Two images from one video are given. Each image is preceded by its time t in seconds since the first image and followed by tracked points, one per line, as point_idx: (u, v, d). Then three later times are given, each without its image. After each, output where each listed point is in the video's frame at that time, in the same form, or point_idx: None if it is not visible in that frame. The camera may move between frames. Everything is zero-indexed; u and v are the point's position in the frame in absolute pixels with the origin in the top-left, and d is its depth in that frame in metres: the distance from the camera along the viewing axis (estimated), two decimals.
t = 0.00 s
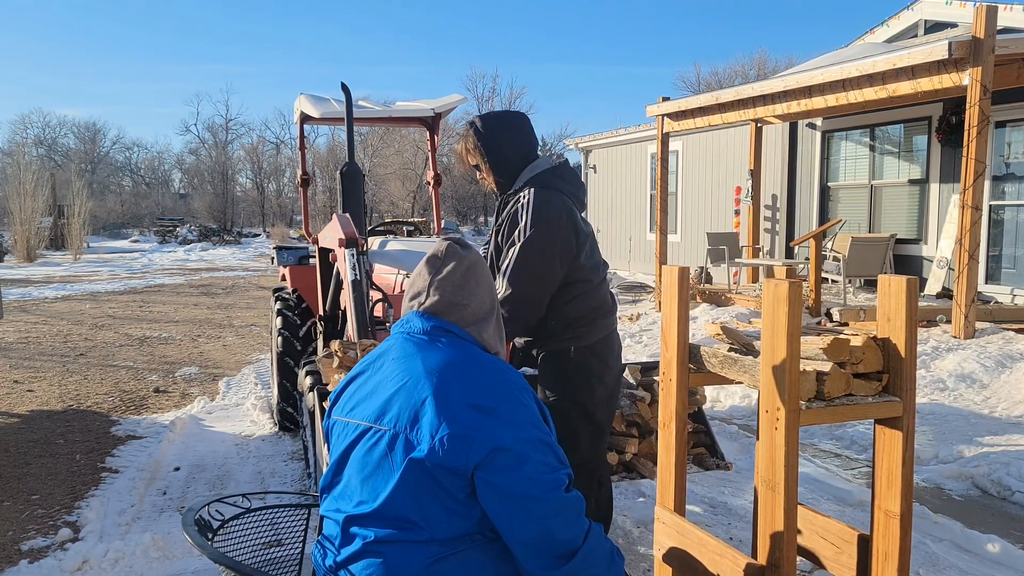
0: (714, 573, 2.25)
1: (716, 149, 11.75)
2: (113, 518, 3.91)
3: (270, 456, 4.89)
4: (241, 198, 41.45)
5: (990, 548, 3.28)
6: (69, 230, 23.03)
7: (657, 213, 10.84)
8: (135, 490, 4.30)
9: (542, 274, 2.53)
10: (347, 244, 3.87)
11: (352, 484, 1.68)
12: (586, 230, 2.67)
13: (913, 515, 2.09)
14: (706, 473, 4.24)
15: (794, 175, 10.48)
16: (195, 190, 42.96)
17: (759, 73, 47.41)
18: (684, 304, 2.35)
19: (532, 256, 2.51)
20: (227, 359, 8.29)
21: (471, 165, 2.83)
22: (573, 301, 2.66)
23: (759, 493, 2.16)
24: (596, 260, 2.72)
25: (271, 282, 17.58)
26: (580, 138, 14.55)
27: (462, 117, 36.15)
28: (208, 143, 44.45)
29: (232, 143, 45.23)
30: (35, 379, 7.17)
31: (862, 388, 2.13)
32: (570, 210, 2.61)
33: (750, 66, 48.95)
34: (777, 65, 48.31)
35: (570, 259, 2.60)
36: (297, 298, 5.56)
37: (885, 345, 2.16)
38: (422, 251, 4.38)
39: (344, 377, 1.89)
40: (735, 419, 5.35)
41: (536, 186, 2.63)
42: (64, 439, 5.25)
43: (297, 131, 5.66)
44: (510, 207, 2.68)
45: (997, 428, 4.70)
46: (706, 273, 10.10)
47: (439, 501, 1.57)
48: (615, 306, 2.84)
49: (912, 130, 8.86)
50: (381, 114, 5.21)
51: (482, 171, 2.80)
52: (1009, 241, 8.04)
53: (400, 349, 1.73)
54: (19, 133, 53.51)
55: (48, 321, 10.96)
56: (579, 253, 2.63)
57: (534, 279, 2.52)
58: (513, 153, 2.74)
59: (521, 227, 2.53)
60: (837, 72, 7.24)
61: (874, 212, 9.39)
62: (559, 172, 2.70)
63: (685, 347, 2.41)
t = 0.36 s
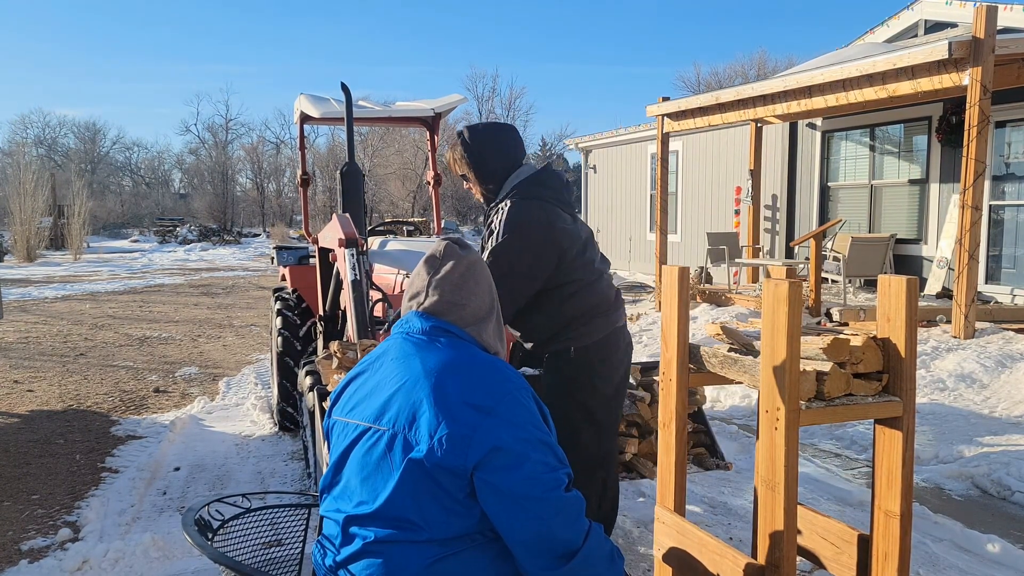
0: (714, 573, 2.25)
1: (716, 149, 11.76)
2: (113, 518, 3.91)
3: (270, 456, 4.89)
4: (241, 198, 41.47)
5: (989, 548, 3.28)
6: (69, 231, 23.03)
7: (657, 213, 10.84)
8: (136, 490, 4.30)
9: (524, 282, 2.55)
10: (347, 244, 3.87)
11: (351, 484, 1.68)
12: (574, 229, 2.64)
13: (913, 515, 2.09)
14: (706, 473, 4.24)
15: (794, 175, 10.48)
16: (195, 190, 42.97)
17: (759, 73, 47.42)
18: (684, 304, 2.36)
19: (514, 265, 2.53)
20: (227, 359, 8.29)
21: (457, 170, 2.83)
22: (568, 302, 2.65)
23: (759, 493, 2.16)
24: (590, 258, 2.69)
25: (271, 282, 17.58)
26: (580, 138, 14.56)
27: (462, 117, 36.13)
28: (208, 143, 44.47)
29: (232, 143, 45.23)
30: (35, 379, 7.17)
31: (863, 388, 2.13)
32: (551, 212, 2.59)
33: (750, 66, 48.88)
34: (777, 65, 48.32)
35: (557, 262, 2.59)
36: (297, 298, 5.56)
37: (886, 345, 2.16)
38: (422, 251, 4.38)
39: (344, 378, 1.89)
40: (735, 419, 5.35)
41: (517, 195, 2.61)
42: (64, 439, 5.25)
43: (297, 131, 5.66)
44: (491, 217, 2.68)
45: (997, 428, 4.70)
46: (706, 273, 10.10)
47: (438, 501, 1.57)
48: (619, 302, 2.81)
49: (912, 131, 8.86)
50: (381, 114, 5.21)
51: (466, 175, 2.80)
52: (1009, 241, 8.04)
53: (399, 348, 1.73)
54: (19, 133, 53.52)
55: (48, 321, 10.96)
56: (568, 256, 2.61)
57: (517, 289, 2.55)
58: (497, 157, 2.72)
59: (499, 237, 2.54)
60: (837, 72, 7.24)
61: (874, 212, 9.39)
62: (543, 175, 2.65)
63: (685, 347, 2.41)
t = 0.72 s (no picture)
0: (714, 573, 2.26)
1: (716, 149, 11.76)
2: (112, 518, 3.91)
3: (270, 457, 4.89)
4: (241, 198, 41.50)
5: (990, 548, 3.28)
6: (69, 231, 23.03)
7: (657, 214, 10.84)
8: (135, 490, 4.30)
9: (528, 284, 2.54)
10: (347, 244, 3.87)
11: (355, 471, 1.68)
12: (574, 231, 2.66)
13: (913, 515, 2.09)
14: (706, 473, 4.24)
15: (794, 175, 10.49)
16: (195, 190, 43.00)
17: (759, 73, 47.43)
18: (685, 304, 2.35)
19: (518, 266, 2.52)
20: (227, 359, 8.29)
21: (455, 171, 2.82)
22: (566, 302, 2.66)
23: (759, 493, 2.16)
24: (589, 259, 2.70)
25: (271, 282, 17.59)
26: (580, 138, 14.56)
27: (462, 117, 36.11)
28: (208, 143, 44.50)
29: (232, 143, 45.24)
30: (35, 379, 7.18)
31: (862, 388, 2.13)
32: (553, 213, 2.60)
33: (750, 66, 48.86)
34: (777, 65, 48.31)
35: (556, 261, 2.61)
36: (297, 298, 5.56)
37: (885, 345, 2.16)
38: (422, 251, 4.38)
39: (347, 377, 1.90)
40: (735, 419, 5.35)
41: (517, 195, 2.61)
42: (64, 439, 5.25)
43: (297, 131, 5.66)
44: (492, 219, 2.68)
45: (997, 428, 4.70)
46: (705, 273, 10.10)
47: (441, 477, 1.57)
48: (614, 304, 2.81)
49: (912, 131, 8.86)
50: (381, 114, 5.21)
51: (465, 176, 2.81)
52: (1009, 241, 8.04)
53: (399, 338, 1.75)
54: (19, 134, 53.53)
55: (48, 321, 10.97)
56: (568, 255, 2.63)
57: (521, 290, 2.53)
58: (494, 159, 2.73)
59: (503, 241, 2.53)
60: (837, 72, 7.24)
61: (874, 212, 9.39)
62: (544, 176, 2.66)
63: (685, 347, 2.41)
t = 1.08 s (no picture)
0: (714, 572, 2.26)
1: (716, 149, 11.75)
2: (112, 518, 3.91)
3: (270, 456, 4.89)
4: (241, 198, 41.48)
5: (990, 548, 3.28)
6: (69, 230, 23.00)
7: (657, 214, 10.84)
8: (135, 490, 4.30)
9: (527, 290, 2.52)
10: (347, 244, 3.86)
11: (347, 458, 1.74)
12: (571, 232, 2.64)
13: (913, 515, 2.09)
14: (706, 473, 4.24)
15: (794, 175, 10.49)
16: (195, 190, 42.96)
17: (759, 73, 47.45)
18: (682, 303, 2.35)
19: (519, 270, 2.51)
20: (227, 359, 8.29)
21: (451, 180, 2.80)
22: (565, 303, 2.66)
23: (758, 492, 2.17)
24: (588, 259, 2.69)
25: (270, 282, 17.58)
26: (580, 138, 14.55)
27: (462, 116, 36.11)
28: (208, 143, 44.48)
29: (232, 143, 45.18)
30: (35, 379, 7.17)
31: (862, 388, 2.13)
32: (548, 216, 2.59)
33: (750, 66, 48.80)
34: (777, 65, 48.28)
35: (553, 265, 2.60)
36: (297, 297, 5.56)
37: (885, 345, 2.16)
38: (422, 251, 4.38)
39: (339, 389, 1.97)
40: (735, 419, 5.35)
41: (511, 200, 2.59)
42: (63, 439, 5.25)
43: (297, 131, 5.66)
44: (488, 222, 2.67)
45: (997, 428, 4.70)
46: (705, 273, 10.10)
47: (431, 446, 1.65)
48: (615, 303, 2.81)
49: (912, 131, 8.86)
50: (381, 114, 5.21)
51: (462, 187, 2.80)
52: (1009, 241, 8.04)
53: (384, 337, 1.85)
54: (19, 133, 53.48)
55: (47, 321, 10.96)
56: (566, 258, 2.62)
57: (523, 293, 2.51)
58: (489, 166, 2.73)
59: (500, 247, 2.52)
60: (836, 72, 7.24)
61: (874, 212, 9.38)
62: (540, 177, 2.64)
63: (684, 347, 2.41)
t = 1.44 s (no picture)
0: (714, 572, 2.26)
1: (716, 149, 11.75)
2: (113, 518, 3.91)
3: (270, 456, 4.89)
4: (241, 198, 41.50)
5: (990, 548, 3.28)
6: (69, 230, 23.00)
7: (657, 214, 10.85)
8: (136, 490, 4.30)
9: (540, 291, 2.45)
10: (346, 244, 3.86)
11: (353, 461, 1.73)
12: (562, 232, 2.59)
13: (912, 515, 2.09)
14: (706, 473, 4.24)
15: (794, 175, 10.49)
16: (195, 190, 42.98)
17: (759, 73, 47.48)
18: (685, 304, 2.35)
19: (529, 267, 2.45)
20: (227, 359, 8.29)
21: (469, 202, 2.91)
22: (581, 300, 2.56)
23: (757, 492, 2.17)
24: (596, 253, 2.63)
25: (270, 282, 17.59)
26: (580, 138, 14.55)
27: (462, 117, 36.13)
28: (208, 143, 44.52)
29: (232, 143, 45.19)
30: (35, 379, 7.18)
31: (862, 388, 2.13)
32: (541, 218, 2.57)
33: (750, 66, 48.78)
34: (777, 66, 48.29)
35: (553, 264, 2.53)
36: (297, 298, 5.57)
37: (885, 345, 2.16)
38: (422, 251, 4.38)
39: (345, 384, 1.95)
40: (735, 419, 5.35)
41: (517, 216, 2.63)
42: (64, 439, 5.26)
43: (297, 131, 5.66)
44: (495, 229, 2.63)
45: (997, 428, 4.70)
46: (705, 273, 10.10)
47: (437, 455, 1.64)
48: (643, 298, 2.68)
49: (912, 131, 8.86)
50: (381, 114, 5.21)
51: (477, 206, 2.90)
52: (1008, 241, 8.04)
53: (393, 335, 1.82)
54: (19, 134, 53.49)
55: (47, 321, 10.97)
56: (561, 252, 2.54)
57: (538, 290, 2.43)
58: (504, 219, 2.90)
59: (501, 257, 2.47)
60: (836, 72, 7.24)
61: (874, 212, 9.39)
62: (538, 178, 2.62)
63: (685, 348, 2.41)
